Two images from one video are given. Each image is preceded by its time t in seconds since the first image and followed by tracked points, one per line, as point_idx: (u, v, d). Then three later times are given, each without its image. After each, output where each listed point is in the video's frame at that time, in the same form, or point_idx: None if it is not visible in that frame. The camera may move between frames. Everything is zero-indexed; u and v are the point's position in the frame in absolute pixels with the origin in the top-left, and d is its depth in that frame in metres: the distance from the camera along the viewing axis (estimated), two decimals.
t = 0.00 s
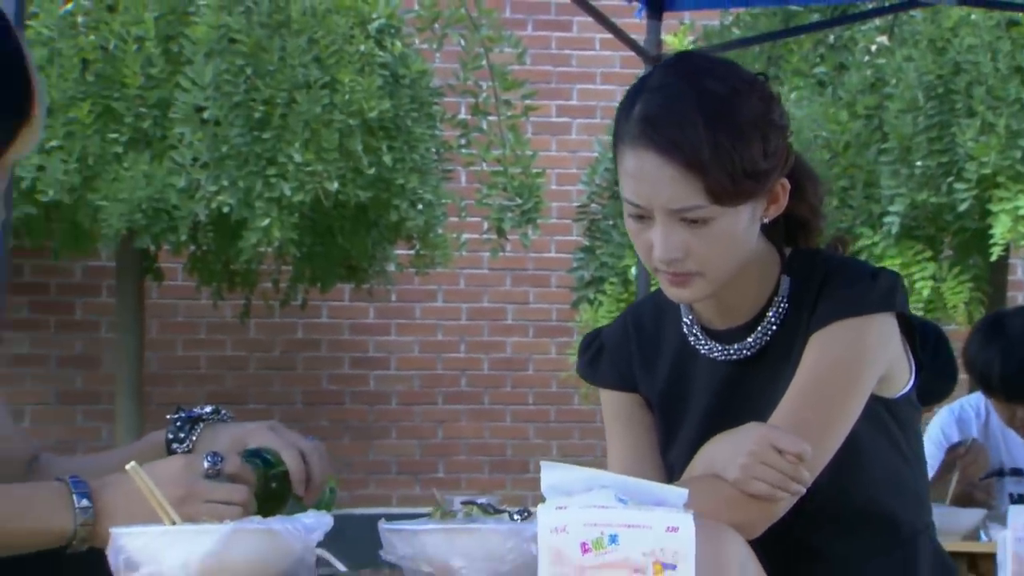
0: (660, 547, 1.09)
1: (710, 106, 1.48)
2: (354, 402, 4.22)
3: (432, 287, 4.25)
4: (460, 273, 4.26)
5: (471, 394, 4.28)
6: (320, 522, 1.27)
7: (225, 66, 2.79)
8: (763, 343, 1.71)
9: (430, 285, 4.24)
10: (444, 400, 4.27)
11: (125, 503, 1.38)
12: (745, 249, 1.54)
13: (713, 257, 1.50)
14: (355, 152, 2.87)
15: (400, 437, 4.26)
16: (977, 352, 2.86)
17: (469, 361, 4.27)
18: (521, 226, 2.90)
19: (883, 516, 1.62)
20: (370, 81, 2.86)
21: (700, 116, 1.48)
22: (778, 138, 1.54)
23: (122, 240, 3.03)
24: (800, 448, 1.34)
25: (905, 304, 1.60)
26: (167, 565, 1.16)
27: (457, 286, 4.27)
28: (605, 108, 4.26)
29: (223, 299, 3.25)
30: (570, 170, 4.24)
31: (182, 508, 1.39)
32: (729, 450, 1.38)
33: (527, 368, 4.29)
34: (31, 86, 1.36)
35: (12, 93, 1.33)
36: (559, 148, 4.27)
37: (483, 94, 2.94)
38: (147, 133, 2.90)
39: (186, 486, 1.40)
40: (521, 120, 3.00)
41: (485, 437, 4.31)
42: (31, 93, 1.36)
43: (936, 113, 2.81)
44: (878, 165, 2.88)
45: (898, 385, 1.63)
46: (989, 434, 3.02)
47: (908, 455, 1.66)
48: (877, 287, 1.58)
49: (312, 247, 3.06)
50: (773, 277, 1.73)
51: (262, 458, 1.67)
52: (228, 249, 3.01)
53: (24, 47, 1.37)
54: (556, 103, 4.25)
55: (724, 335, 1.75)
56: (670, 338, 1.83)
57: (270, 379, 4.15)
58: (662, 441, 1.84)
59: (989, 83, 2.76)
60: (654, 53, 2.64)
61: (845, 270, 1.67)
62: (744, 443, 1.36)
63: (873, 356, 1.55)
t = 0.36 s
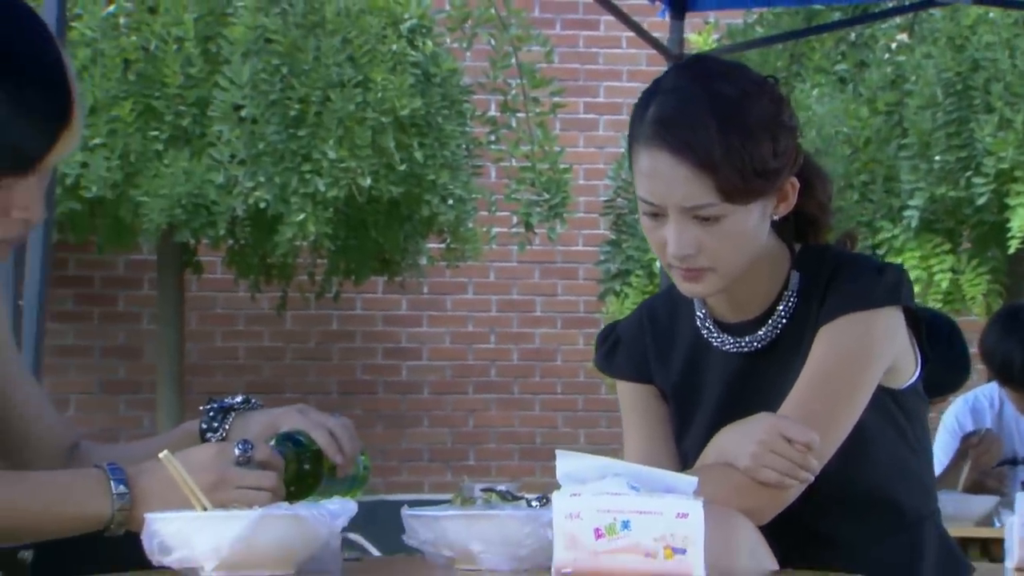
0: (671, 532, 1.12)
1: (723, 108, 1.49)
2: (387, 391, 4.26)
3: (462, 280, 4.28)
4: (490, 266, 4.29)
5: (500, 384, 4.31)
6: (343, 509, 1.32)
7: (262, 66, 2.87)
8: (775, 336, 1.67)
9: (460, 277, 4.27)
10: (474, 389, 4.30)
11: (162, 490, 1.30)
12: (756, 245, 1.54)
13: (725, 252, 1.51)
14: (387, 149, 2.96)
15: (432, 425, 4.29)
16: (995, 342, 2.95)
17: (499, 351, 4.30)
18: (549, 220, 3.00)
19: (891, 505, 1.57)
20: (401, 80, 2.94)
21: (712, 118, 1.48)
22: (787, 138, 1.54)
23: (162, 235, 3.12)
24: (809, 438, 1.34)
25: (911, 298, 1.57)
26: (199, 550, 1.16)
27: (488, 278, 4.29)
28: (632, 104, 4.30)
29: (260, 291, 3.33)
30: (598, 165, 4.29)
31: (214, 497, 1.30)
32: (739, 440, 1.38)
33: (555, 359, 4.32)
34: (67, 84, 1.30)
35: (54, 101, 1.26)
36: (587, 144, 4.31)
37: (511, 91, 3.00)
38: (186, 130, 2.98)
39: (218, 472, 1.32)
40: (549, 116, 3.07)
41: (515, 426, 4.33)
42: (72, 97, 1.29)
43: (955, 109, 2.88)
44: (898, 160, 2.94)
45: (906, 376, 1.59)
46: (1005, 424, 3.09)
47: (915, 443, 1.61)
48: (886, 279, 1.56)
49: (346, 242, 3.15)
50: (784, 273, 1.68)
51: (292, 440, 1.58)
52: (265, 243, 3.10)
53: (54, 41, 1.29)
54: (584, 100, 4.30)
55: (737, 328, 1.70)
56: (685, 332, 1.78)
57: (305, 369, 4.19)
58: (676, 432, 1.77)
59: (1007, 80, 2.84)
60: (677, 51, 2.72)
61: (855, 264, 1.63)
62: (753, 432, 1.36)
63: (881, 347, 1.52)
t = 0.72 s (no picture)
0: (677, 521, 1.12)
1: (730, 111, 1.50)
2: (416, 383, 4.33)
3: (488, 275, 4.35)
4: (516, 261, 4.36)
5: (526, 376, 4.37)
6: (364, 497, 1.33)
7: (293, 68, 2.95)
8: (783, 331, 1.63)
9: (487, 273, 4.34)
10: (500, 381, 4.36)
11: (191, 478, 1.32)
12: (763, 243, 1.55)
13: (733, 251, 1.52)
14: (415, 147, 3.05)
15: (459, 416, 4.35)
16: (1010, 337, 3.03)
17: (525, 345, 4.36)
18: (573, 216, 3.07)
19: (896, 498, 1.56)
20: (428, 81, 3.03)
21: (719, 122, 1.49)
22: (791, 141, 1.55)
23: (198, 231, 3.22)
24: (812, 429, 1.36)
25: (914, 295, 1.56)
26: (225, 537, 1.19)
27: (514, 273, 4.37)
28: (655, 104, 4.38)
29: (293, 286, 3.42)
30: (621, 164, 4.36)
31: (242, 485, 1.33)
32: (744, 431, 1.39)
33: (579, 352, 4.39)
34: (102, 104, 1.28)
35: (90, 110, 1.24)
36: (610, 143, 4.38)
37: (536, 92, 3.07)
38: (221, 130, 3.05)
39: (245, 461, 1.34)
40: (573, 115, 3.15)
41: (540, 417, 4.38)
42: (107, 106, 1.27)
43: (970, 108, 2.96)
44: (914, 157, 3.01)
45: (908, 369, 1.58)
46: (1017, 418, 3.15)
47: (917, 433, 1.60)
48: (888, 277, 1.55)
49: (376, 238, 3.24)
50: (790, 269, 1.65)
51: (316, 429, 1.56)
52: (297, 239, 3.19)
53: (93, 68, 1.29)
54: (608, 100, 4.37)
55: (745, 322, 1.65)
56: (694, 326, 1.73)
57: (336, 361, 4.28)
58: (686, 426, 1.73)
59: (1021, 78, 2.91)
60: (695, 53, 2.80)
61: (858, 261, 1.61)
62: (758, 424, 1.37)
63: (882, 343, 1.52)
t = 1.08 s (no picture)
0: (684, 512, 1.15)
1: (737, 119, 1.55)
2: (445, 378, 4.41)
3: (514, 273, 4.44)
4: (542, 259, 4.45)
5: (552, 371, 4.46)
6: (383, 490, 1.38)
7: (325, 72, 3.04)
8: (788, 329, 1.69)
9: (514, 270, 4.43)
10: (527, 376, 4.45)
11: (219, 472, 1.35)
12: (770, 245, 1.61)
13: (741, 254, 1.57)
14: (443, 149, 3.13)
15: (487, 411, 4.45)
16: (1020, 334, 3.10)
17: (551, 341, 4.45)
18: (596, 216, 3.15)
19: (898, 490, 1.62)
20: (456, 85, 3.12)
21: (726, 130, 1.55)
22: (796, 148, 1.61)
23: (233, 231, 3.31)
24: (817, 424, 1.41)
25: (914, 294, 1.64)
26: (251, 527, 1.23)
27: (539, 272, 4.45)
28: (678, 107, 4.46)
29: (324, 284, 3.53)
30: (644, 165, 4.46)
31: (268, 477, 1.36)
32: (751, 426, 1.44)
33: (603, 348, 4.46)
34: (137, 112, 1.29)
35: (124, 119, 1.26)
36: (634, 144, 4.47)
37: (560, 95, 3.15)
38: (255, 133, 3.14)
39: (270, 453, 1.38)
40: (596, 118, 3.23)
41: (565, 411, 4.47)
42: (141, 114, 1.28)
43: (983, 110, 3.01)
44: (930, 158, 3.08)
45: (908, 366, 1.65)
46: None
47: (917, 431, 1.67)
48: (889, 278, 1.62)
49: (405, 237, 3.32)
50: (795, 270, 1.70)
51: (340, 422, 1.61)
52: (329, 238, 3.28)
53: (126, 76, 1.31)
54: (631, 102, 4.46)
55: (752, 322, 1.71)
56: (703, 325, 1.79)
57: (367, 357, 4.37)
58: (696, 421, 1.79)
59: None
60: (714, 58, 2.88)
61: (860, 263, 1.68)
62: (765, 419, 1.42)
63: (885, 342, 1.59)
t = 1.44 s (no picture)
0: (688, 502, 1.13)
1: (744, 123, 1.52)
2: (471, 371, 4.51)
3: (539, 271, 4.53)
4: (566, 258, 4.54)
5: (575, 365, 4.55)
6: (403, 481, 1.33)
7: (355, 75, 3.14)
8: (794, 327, 1.64)
9: (538, 268, 4.52)
10: (552, 371, 4.54)
11: (246, 465, 1.37)
12: (776, 246, 1.56)
13: (747, 256, 1.53)
14: (469, 151, 3.23)
15: (512, 404, 4.54)
16: None
17: (575, 336, 4.54)
18: (618, 216, 3.23)
19: (899, 479, 1.57)
20: (482, 89, 3.20)
21: (732, 134, 1.51)
22: (803, 150, 1.56)
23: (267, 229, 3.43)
24: (820, 418, 1.39)
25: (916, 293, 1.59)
26: (276, 519, 1.22)
27: (564, 269, 4.55)
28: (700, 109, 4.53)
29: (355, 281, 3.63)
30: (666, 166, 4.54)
31: (291, 470, 1.36)
32: (754, 422, 1.41)
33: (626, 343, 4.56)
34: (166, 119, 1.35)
35: (153, 126, 1.32)
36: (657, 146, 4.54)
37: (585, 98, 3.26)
38: (287, 136, 3.25)
39: (295, 445, 1.37)
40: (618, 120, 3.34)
41: (590, 404, 4.57)
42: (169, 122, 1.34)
43: (997, 111, 3.07)
44: (944, 158, 3.15)
45: (911, 364, 1.60)
46: None
47: (916, 423, 1.61)
48: (891, 275, 1.57)
49: (432, 236, 3.42)
50: (799, 272, 1.65)
51: (359, 415, 1.62)
52: (359, 237, 3.38)
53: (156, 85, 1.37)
54: (654, 104, 4.52)
55: (760, 320, 1.67)
56: (711, 323, 1.74)
57: (396, 353, 4.46)
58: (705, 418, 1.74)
59: None
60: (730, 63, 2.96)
61: (862, 262, 1.62)
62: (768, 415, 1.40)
63: (888, 337, 1.54)
